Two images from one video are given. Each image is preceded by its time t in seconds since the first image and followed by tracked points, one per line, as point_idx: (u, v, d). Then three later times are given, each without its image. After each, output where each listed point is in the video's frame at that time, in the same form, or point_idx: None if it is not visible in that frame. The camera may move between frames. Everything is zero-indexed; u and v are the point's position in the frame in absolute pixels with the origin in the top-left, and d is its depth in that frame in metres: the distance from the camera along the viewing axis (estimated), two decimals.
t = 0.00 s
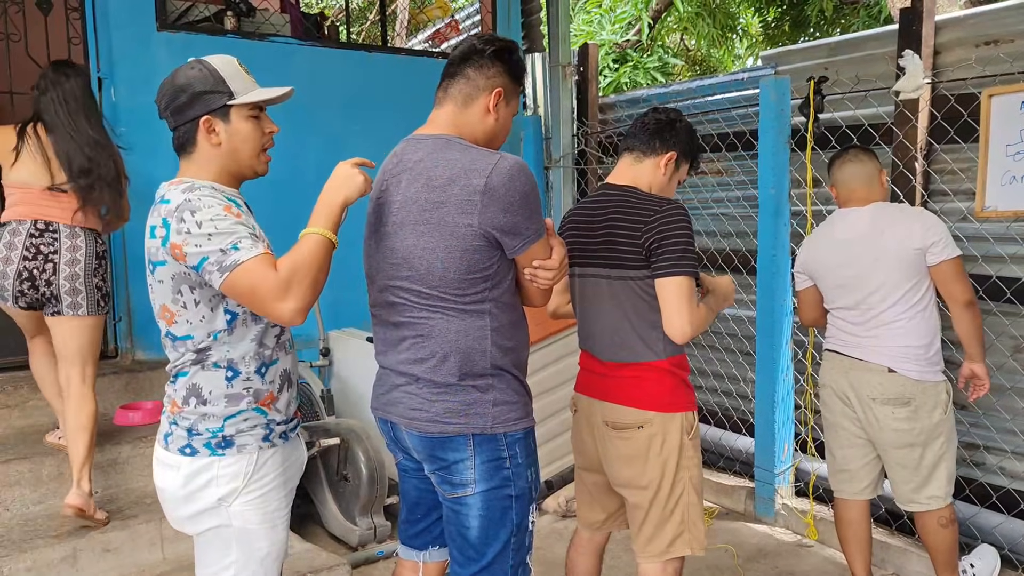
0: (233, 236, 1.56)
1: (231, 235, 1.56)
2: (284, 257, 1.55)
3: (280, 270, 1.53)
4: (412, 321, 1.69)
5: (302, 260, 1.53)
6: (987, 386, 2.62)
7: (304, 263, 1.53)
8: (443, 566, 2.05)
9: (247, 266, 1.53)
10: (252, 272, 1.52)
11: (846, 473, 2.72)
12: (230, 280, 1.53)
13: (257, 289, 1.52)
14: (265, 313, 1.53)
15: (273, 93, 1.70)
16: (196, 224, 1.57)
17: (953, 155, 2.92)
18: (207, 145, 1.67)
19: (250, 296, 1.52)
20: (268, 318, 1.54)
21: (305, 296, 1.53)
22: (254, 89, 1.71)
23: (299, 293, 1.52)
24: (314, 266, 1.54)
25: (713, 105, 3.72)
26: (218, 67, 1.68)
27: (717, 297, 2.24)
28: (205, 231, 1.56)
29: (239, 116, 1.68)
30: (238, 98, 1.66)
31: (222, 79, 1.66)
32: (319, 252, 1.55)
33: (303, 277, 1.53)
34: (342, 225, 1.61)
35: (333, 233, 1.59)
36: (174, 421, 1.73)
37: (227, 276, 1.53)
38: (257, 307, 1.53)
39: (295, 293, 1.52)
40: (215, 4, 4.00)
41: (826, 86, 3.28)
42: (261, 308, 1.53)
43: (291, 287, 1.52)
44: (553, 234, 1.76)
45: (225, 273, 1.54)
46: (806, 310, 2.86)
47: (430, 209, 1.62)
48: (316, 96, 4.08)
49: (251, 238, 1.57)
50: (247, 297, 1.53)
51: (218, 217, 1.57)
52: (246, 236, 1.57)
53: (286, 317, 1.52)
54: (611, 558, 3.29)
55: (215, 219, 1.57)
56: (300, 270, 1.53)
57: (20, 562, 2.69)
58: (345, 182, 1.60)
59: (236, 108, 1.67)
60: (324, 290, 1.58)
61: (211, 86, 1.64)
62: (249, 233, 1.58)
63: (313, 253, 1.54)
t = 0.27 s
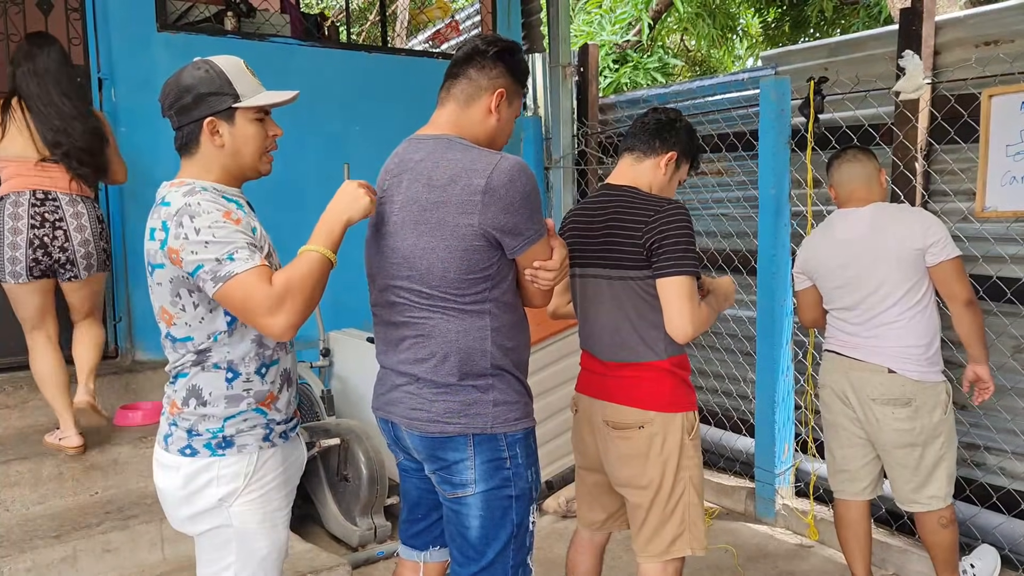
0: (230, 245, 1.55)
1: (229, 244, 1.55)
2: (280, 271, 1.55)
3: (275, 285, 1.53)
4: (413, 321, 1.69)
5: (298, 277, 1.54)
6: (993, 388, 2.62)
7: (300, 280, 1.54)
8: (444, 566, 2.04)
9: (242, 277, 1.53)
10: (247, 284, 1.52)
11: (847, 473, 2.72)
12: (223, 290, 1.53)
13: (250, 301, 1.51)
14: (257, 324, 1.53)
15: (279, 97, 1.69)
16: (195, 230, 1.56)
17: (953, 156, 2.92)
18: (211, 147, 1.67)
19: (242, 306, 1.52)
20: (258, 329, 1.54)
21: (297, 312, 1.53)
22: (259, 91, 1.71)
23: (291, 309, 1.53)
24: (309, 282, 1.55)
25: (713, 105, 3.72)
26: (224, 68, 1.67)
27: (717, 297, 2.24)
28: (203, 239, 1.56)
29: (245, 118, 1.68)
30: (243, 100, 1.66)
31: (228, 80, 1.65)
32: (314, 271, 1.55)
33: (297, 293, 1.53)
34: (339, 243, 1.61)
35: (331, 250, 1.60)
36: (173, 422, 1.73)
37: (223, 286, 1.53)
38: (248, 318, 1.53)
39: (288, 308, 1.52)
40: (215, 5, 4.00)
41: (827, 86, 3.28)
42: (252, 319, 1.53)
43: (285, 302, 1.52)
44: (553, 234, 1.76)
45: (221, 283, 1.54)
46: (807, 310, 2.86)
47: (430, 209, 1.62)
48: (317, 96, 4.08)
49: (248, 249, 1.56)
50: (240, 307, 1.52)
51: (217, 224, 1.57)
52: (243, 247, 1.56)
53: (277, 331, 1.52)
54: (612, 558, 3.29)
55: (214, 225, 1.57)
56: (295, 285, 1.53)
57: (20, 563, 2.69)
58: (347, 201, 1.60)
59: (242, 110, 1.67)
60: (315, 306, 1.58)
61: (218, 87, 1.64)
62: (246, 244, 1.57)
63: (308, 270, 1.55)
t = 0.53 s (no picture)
0: (240, 238, 1.55)
1: (237, 237, 1.56)
2: (291, 258, 1.56)
3: (288, 272, 1.53)
4: (416, 321, 1.69)
5: (310, 262, 1.54)
6: (989, 390, 2.62)
7: (312, 265, 1.54)
8: (446, 568, 2.04)
9: (253, 269, 1.53)
10: (260, 275, 1.52)
11: (849, 474, 2.71)
12: (236, 282, 1.53)
13: (265, 292, 1.52)
14: (273, 314, 1.54)
15: (284, 98, 1.69)
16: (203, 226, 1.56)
17: (955, 157, 2.92)
18: (212, 146, 1.67)
19: (257, 298, 1.52)
20: (275, 320, 1.54)
21: (313, 297, 1.54)
22: (263, 91, 1.71)
23: (306, 296, 1.53)
24: (322, 266, 1.55)
25: (715, 106, 3.72)
26: (227, 68, 1.67)
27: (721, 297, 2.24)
28: (211, 234, 1.56)
29: (247, 118, 1.68)
30: (246, 99, 1.66)
31: (231, 80, 1.65)
32: (325, 255, 1.56)
33: (311, 278, 1.54)
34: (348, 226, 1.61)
35: (341, 233, 1.60)
36: (176, 422, 1.73)
37: (234, 279, 1.53)
38: (264, 310, 1.53)
39: (303, 295, 1.53)
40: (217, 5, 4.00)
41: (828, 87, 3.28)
42: (268, 311, 1.53)
43: (299, 289, 1.53)
44: (556, 235, 1.76)
45: (232, 276, 1.53)
46: (807, 310, 2.86)
47: (434, 210, 1.62)
48: (319, 97, 4.09)
49: (258, 240, 1.56)
50: (254, 300, 1.53)
51: (225, 219, 1.57)
52: (253, 239, 1.56)
53: (295, 319, 1.53)
54: (613, 559, 3.29)
55: (222, 221, 1.57)
56: (308, 271, 1.54)
57: (21, 563, 2.69)
58: (352, 184, 1.61)
59: (244, 110, 1.67)
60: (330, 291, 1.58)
61: (220, 86, 1.64)
62: (256, 235, 1.57)
63: (320, 256, 1.55)
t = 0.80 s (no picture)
0: (245, 235, 1.56)
1: (243, 234, 1.56)
2: (297, 253, 1.56)
3: (294, 266, 1.53)
4: (419, 323, 1.69)
5: (316, 256, 1.55)
6: (988, 394, 2.62)
7: (318, 257, 1.55)
8: (447, 569, 2.04)
9: (259, 264, 1.53)
10: (266, 270, 1.53)
11: (850, 476, 2.71)
12: (242, 279, 1.54)
13: (271, 287, 1.52)
14: (281, 309, 1.54)
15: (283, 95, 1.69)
16: (208, 225, 1.57)
17: (955, 158, 2.92)
18: (215, 147, 1.67)
19: (264, 293, 1.53)
20: (284, 316, 1.54)
21: (320, 290, 1.54)
22: (264, 91, 1.71)
23: (314, 288, 1.53)
24: (329, 259, 1.55)
25: (716, 108, 3.73)
26: (229, 70, 1.68)
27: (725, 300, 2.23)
28: (217, 233, 1.56)
29: (250, 116, 1.68)
30: (247, 99, 1.66)
31: (233, 81, 1.66)
32: (332, 248, 1.56)
33: (318, 271, 1.54)
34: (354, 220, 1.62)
35: (347, 226, 1.60)
36: (182, 424, 1.73)
37: (240, 275, 1.54)
38: (272, 305, 1.54)
39: (310, 288, 1.53)
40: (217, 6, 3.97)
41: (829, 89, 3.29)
42: (276, 306, 1.53)
43: (305, 283, 1.53)
44: (559, 237, 1.76)
45: (238, 272, 1.54)
46: (808, 312, 2.85)
47: (437, 211, 1.62)
48: (320, 98, 4.09)
49: (263, 237, 1.57)
50: (262, 295, 1.53)
51: (230, 217, 1.58)
52: (259, 235, 1.57)
53: (303, 313, 1.52)
54: (614, 561, 3.29)
55: (227, 219, 1.57)
56: (314, 264, 1.54)
57: (22, 564, 2.68)
58: (357, 179, 1.61)
59: (247, 109, 1.67)
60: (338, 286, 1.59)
61: (223, 86, 1.64)
62: (261, 232, 1.58)
63: (326, 249, 1.55)
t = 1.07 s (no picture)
0: (241, 234, 1.53)
1: (238, 234, 1.53)
2: (294, 251, 1.53)
3: (292, 265, 1.50)
4: (418, 324, 1.65)
5: (314, 255, 1.52)
6: (996, 396, 2.57)
7: (317, 256, 1.52)
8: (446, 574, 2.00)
9: (256, 264, 1.50)
10: (263, 269, 1.49)
11: (855, 479, 2.67)
12: (238, 279, 1.50)
13: (269, 286, 1.49)
14: (278, 309, 1.51)
15: (282, 95, 1.66)
16: (202, 225, 1.53)
17: (960, 158, 2.88)
18: (212, 145, 1.63)
19: (261, 293, 1.49)
20: (281, 315, 1.51)
21: (318, 289, 1.51)
22: (259, 89, 1.68)
23: (312, 288, 1.50)
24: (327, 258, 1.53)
25: (718, 107, 3.69)
26: (223, 67, 1.65)
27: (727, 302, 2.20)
28: (211, 234, 1.52)
29: (246, 116, 1.65)
30: (242, 96, 1.63)
31: (229, 78, 1.63)
32: (330, 248, 1.53)
33: (316, 270, 1.51)
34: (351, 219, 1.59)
35: (344, 225, 1.58)
36: (178, 427, 1.69)
37: (236, 276, 1.50)
38: (269, 305, 1.50)
39: (308, 287, 1.50)
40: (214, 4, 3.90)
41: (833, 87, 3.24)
42: (273, 306, 1.50)
43: (304, 282, 1.50)
44: (560, 237, 1.72)
45: (234, 273, 1.50)
46: (812, 314, 2.81)
47: (436, 212, 1.59)
48: (318, 97, 4.06)
49: (259, 237, 1.54)
50: (259, 295, 1.50)
51: (224, 217, 1.54)
52: (254, 235, 1.54)
53: (301, 313, 1.50)
54: (614, 565, 3.25)
55: (221, 219, 1.54)
56: (312, 263, 1.51)
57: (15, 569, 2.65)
58: (355, 177, 1.58)
59: (242, 107, 1.64)
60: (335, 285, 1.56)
61: (218, 84, 1.61)
62: (257, 231, 1.55)
63: (325, 248, 1.53)
